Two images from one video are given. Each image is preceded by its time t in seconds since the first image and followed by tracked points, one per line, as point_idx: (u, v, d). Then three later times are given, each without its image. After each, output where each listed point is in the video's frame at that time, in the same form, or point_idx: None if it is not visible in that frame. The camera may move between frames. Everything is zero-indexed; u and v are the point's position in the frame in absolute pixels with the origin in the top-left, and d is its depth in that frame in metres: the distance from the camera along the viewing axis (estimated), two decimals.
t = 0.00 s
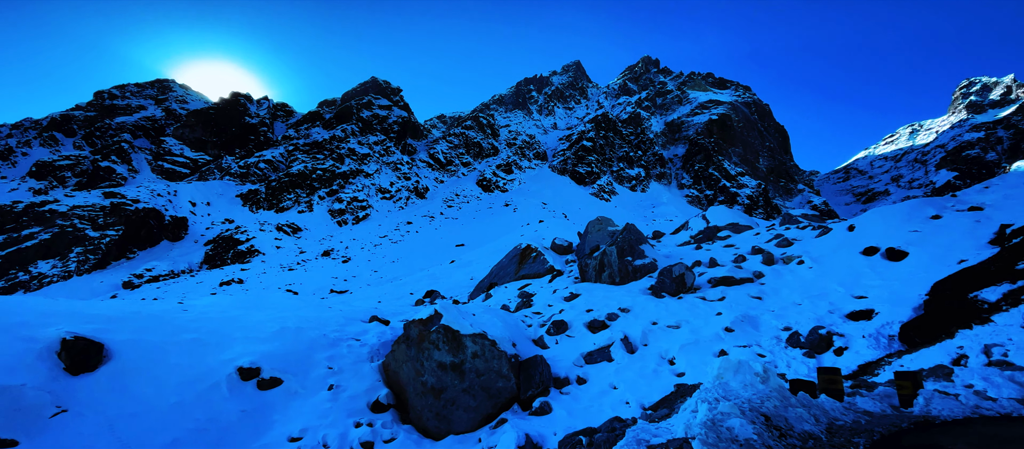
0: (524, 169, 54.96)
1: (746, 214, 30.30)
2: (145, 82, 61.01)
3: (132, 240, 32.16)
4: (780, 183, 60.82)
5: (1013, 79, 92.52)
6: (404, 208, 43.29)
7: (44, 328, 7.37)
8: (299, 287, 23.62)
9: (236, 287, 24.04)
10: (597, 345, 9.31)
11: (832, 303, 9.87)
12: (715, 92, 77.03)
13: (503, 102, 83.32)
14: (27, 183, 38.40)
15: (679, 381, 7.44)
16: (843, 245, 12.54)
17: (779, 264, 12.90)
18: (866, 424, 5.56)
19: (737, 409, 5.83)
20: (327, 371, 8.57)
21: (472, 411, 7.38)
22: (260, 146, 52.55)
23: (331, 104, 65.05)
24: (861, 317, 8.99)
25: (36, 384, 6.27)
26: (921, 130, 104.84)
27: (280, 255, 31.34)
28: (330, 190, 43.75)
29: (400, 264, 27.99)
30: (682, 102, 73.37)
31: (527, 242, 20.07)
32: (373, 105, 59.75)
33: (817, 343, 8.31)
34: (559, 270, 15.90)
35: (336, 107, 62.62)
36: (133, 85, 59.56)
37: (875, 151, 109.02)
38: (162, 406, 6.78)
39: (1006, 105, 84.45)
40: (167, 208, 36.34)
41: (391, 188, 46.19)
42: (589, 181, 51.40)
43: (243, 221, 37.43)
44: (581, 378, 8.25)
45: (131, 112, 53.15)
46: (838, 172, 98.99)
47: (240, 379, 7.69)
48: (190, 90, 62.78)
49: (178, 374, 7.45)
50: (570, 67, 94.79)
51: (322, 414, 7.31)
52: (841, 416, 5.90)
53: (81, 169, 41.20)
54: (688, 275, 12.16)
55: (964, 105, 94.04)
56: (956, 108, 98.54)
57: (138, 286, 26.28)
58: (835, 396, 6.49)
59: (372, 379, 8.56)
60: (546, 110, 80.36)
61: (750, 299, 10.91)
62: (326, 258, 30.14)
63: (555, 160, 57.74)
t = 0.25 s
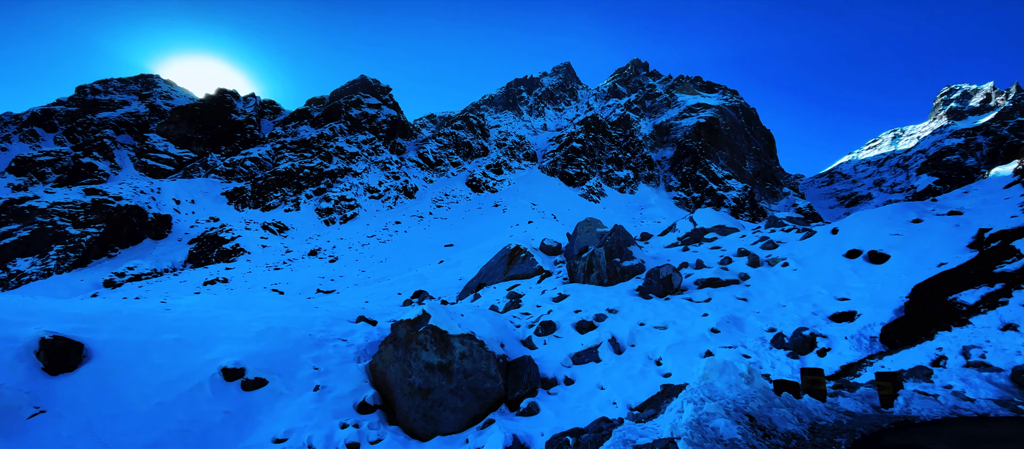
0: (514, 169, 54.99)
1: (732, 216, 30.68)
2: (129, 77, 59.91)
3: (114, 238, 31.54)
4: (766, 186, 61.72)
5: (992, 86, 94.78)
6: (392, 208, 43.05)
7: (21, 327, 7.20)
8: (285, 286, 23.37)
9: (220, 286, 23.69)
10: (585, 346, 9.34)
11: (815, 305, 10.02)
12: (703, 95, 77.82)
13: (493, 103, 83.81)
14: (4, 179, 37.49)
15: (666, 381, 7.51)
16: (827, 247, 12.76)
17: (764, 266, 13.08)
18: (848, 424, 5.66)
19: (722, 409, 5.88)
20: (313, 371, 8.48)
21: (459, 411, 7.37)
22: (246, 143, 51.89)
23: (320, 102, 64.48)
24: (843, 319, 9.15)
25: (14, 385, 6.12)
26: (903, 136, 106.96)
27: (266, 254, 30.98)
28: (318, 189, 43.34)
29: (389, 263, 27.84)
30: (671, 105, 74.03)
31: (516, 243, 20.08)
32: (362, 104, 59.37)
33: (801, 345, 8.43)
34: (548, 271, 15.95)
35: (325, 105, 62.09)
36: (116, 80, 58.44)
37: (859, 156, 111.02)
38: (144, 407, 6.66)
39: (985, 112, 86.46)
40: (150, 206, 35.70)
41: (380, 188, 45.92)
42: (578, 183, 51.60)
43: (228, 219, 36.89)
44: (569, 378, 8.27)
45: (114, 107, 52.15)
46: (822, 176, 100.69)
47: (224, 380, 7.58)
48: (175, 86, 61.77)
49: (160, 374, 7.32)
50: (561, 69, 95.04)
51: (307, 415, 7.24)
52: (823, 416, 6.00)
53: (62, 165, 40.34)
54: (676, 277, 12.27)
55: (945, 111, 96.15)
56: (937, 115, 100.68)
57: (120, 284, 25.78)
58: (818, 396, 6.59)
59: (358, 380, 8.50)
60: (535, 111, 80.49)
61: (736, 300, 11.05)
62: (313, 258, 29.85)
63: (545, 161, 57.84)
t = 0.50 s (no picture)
0: (503, 170, 54.97)
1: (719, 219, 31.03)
2: (113, 71, 58.80)
3: (95, 235, 30.92)
4: (752, 190, 62.52)
5: (971, 93, 96.98)
6: (380, 207, 42.77)
7: None
8: (271, 286, 23.09)
9: (204, 285, 23.33)
10: (573, 347, 9.37)
11: (799, 307, 10.17)
12: (691, 99, 78.55)
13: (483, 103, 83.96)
14: None
15: (652, 382, 7.56)
16: (811, 250, 12.97)
17: (749, 268, 13.24)
18: (830, 424, 5.75)
19: (708, 409, 5.93)
20: (298, 372, 8.37)
21: (446, 412, 7.34)
22: (232, 140, 51.19)
23: (308, 100, 63.88)
24: (827, 321, 9.29)
25: None
26: (885, 141, 108.97)
27: (251, 252, 30.58)
28: (305, 187, 42.91)
29: (376, 263, 27.65)
30: (659, 108, 74.63)
31: (505, 243, 20.07)
32: (351, 102, 58.93)
33: (785, 346, 8.55)
34: (537, 271, 15.97)
35: (313, 103, 61.50)
36: (99, 75, 57.33)
37: (843, 160, 112.96)
38: (125, 408, 6.53)
39: (965, 118, 88.48)
40: (133, 203, 35.05)
41: (368, 187, 45.60)
42: (568, 184, 51.75)
43: (213, 217, 36.34)
44: (557, 379, 8.28)
45: (97, 102, 51.15)
46: (807, 180, 102.29)
47: (207, 380, 7.46)
48: (160, 81, 60.74)
49: (141, 374, 7.18)
50: (551, 70, 95.26)
51: (292, 416, 7.15)
52: (806, 417, 6.09)
53: (42, 160, 39.46)
54: (663, 278, 12.37)
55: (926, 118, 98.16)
56: (918, 121, 102.83)
57: (101, 282, 25.27)
58: (801, 396, 6.68)
59: (345, 380, 8.41)
60: (526, 112, 80.56)
61: (722, 302, 11.17)
62: (299, 257, 29.53)
63: (535, 162, 57.91)
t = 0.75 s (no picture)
0: (492, 169, 54.88)
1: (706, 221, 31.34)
2: (94, 65, 57.53)
3: (74, 232, 30.20)
4: (738, 192, 63.32)
5: (951, 100, 99.17)
6: (368, 206, 42.41)
7: None
8: (256, 285, 22.76)
9: (187, 284, 22.93)
10: (561, 347, 9.39)
11: (783, 308, 10.32)
12: (679, 102, 79.27)
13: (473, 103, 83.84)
14: None
15: (638, 382, 7.62)
16: (795, 252, 13.16)
17: (734, 270, 13.40)
18: (811, 424, 5.83)
19: (692, 409, 5.98)
20: (282, 372, 8.27)
21: (433, 413, 7.31)
22: (217, 136, 50.36)
23: (295, 97, 63.18)
24: (809, 322, 9.45)
25: None
26: (867, 146, 111.00)
27: (235, 251, 30.13)
28: (291, 185, 42.41)
29: (363, 262, 27.42)
30: (648, 110, 75.17)
31: (493, 243, 20.04)
32: (339, 99, 58.39)
33: (769, 346, 8.67)
34: (525, 272, 16.00)
35: (300, 100, 60.81)
36: (81, 68, 56.07)
37: (827, 164, 114.90)
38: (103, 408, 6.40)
39: (944, 125, 90.52)
40: (114, 199, 34.30)
41: (355, 185, 45.21)
42: (556, 185, 51.83)
43: (197, 215, 35.72)
44: (543, 379, 8.30)
45: (78, 96, 49.98)
46: (792, 183, 103.89)
47: (189, 380, 7.33)
48: (143, 75, 59.56)
49: (121, 374, 7.03)
50: (541, 71, 95.35)
51: (276, 416, 7.06)
52: (788, 416, 6.17)
53: (20, 155, 38.48)
54: (650, 279, 12.45)
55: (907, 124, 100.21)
56: (900, 127, 104.97)
57: (81, 280, 24.68)
58: (783, 396, 6.77)
59: (330, 381, 8.32)
60: (515, 112, 80.55)
61: (707, 303, 11.30)
62: (285, 256, 29.17)
63: (524, 162, 57.91)
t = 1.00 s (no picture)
0: (480, 169, 54.76)
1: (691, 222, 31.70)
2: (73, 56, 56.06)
3: (50, 227, 29.48)
4: (722, 194, 64.24)
5: (929, 107, 101.63)
6: (353, 204, 42.01)
7: None
8: (238, 283, 22.38)
9: (167, 281, 22.46)
10: (546, 347, 9.41)
11: (764, 309, 10.48)
12: (666, 104, 80.03)
13: (461, 101, 83.65)
14: None
15: (622, 381, 7.69)
16: (777, 253, 13.39)
17: (718, 271, 13.57)
18: (790, 423, 5.93)
19: (674, 408, 6.03)
20: (264, 372, 8.14)
21: (417, 412, 7.27)
22: (199, 132, 49.42)
23: (280, 92, 62.33)
24: (790, 322, 9.61)
25: None
26: (848, 151, 113.37)
27: (217, 248, 29.60)
28: (275, 182, 41.84)
29: (348, 261, 27.16)
30: (635, 112, 75.76)
31: (480, 243, 20.00)
32: (325, 95, 57.75)
33: (750, 347, 8.80)
34: (512, 271, 16.02)
35: (286, 96, 60.01)
36: (58, 59, 54.60)
37: (808, 168, 117.09)
38: (77, 408, 6.22)
39: (922, 131, 92.84)
40: (92, 194, 33.44)
41: (341, 183, 44.76)
42: (544, 185, 51.94)
43: (178, 211, 35.03)
44: (529, 379, 8.31)
45: (55, 88, 48.65)
46: (775, 186, 105.69)
47: (167, 379, 7.17)
48: (123, 68, 58.18)
49: (97, 373, 6.87)
50: (530, 71, 95.38)
51: (257, 417, 6.95)
52: (768, 416, 6.26)
53: None
54: (635, 279, 12.56)
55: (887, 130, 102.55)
56: (879, 132, 107.40)
57: (56, 276, 24.00)
58: (764, 396, 6.87)
59: (312, 380, 8.21)
60: (503, 112, 80.52)
61: (691, 303, 11.43)
62: (268, 253, 28.74)
63: (512, 162, 57.90)
